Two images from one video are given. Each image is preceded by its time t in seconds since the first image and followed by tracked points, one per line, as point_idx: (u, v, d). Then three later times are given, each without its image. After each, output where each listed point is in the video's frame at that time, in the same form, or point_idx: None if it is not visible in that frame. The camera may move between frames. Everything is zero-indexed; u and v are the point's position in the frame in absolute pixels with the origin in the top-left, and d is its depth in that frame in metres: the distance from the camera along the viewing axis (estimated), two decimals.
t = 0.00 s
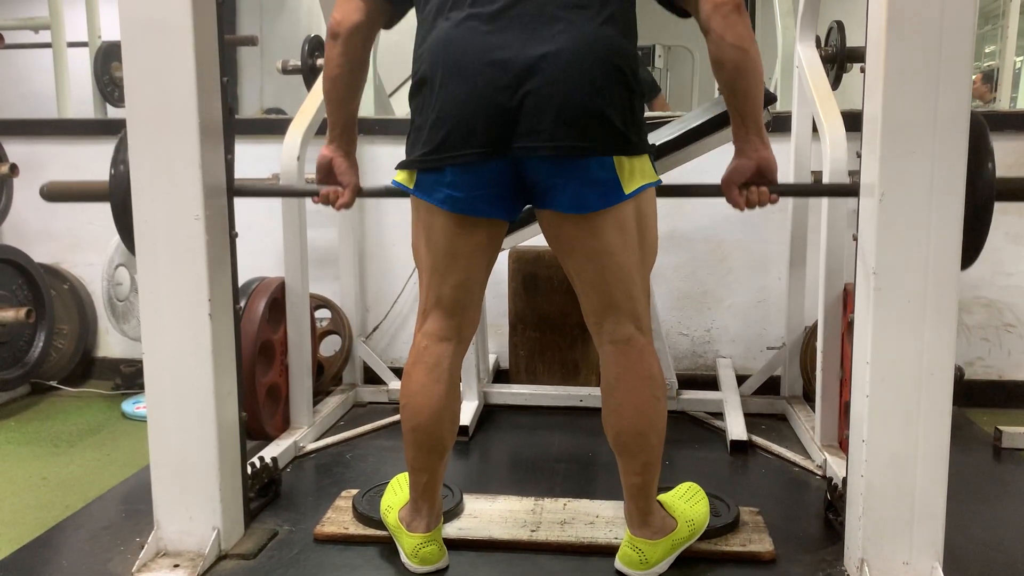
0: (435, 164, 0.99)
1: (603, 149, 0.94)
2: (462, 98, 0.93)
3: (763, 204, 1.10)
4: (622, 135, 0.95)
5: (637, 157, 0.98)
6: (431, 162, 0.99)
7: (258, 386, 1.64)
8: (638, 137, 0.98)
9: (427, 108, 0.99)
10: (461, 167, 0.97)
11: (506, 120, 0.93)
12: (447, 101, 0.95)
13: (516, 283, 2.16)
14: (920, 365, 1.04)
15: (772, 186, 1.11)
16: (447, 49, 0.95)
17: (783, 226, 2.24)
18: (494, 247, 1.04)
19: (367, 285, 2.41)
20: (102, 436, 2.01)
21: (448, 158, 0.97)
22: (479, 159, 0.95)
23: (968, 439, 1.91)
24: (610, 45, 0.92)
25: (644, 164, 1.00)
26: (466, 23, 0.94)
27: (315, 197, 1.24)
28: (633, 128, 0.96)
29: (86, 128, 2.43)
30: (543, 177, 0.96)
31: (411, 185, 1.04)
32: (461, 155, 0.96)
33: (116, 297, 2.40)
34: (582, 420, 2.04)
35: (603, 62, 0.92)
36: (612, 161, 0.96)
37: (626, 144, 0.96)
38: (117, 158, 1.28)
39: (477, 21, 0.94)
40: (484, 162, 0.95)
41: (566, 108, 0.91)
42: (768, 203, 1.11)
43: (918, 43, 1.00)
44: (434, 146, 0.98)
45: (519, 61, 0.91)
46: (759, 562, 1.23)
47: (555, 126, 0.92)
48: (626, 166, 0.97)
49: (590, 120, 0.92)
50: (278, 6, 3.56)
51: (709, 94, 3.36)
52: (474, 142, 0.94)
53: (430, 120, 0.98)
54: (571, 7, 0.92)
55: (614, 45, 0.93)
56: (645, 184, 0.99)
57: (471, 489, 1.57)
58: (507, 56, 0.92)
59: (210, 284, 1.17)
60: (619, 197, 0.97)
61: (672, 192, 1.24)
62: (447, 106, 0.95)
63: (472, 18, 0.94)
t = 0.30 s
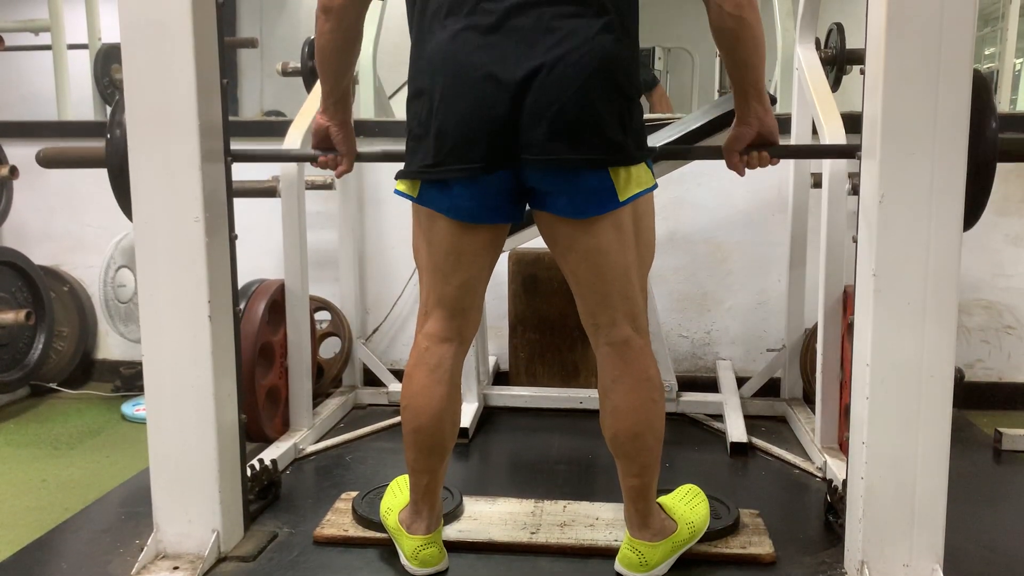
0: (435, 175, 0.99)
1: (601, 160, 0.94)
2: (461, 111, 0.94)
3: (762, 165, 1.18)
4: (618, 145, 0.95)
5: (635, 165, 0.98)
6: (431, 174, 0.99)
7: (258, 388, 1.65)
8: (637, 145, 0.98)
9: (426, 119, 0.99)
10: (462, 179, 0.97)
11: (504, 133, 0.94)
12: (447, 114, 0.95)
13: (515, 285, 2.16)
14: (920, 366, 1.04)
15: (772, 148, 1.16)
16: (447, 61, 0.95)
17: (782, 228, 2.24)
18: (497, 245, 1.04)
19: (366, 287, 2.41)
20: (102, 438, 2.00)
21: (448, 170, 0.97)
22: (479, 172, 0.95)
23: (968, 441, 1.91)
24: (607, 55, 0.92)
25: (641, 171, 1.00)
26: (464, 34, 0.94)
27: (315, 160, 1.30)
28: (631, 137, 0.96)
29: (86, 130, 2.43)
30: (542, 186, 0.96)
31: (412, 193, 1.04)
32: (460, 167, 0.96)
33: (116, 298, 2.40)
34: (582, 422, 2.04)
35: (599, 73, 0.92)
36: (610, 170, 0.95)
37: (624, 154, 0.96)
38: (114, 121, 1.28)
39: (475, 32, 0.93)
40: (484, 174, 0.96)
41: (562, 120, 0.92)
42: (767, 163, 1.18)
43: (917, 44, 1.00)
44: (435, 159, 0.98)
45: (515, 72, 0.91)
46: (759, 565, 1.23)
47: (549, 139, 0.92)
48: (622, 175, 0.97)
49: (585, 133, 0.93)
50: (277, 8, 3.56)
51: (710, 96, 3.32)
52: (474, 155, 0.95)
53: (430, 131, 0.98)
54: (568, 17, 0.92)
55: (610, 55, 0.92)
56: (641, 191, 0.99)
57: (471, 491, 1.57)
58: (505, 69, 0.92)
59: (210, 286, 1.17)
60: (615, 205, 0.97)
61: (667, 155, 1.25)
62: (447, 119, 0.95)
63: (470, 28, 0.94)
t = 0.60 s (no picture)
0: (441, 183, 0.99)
1: (604, 168, 0.94)
2: (467, 120, 0.94)
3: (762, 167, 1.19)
4: (621, 153, 0.95)
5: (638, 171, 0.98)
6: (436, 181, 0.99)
7: (258, 389, 1.65)
8: (641, 152, 0.98)
9: (430, 125, 0.98)
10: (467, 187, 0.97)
11: (509, 141, 0.94)
12: (453, 122, 0.95)
13: (515, 287, 2.16)
14: (920, 367, 1.04)
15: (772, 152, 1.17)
16: (451, 68, 0.94)
17: (782, 229, 2.24)
18: (504, 245, 1.04)
19: (367, 288, 2.41)
20: (102, 439, 2.00)
21: (454, 178, 0.97)
22: (484, 179, 0.96)
23: (969, 442, 1.91)
24: (610, 63, 0.92)
25: (643, 177, 1.00)
26: (468, 41, 0.93)
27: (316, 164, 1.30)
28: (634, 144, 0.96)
29: (86, 130, 2.43)
30: (547, 193, 0.97)
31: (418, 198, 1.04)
32: (465, 175, 0.96)
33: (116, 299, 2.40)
34: (582, 423, 2.04)
35: (602, 82, 0.91)
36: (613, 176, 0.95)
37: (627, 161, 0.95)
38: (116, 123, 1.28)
39: (479, 40, 0.93)
40: (489, 181, 0.96)
41: (565, 130, 0.92)
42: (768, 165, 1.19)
43: (918, 44, 1.00)
44: (440, 166, 0.98)
45: (519, 82, 0.91)
46: (760, 566, 1.23)
47: (551, 148, 0.92)
48: (625, 181, 0.97)
49: (588, 142, 0.93)
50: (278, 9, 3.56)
51: (710, 96, 3.32)
52: (479, 163, 0.95)
53: (436, 139, 0.98)
54: (572, 24, 0.91)
55: (614, 63, 0.92)
56: (643, 198, 0.99)
57: (471, 492, 1.57)
58: (510, 78, 0.92)
59: (210, 286, 1.17)
60: (617, 211, 0.97)
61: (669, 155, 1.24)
62: (452, 127, 0.95)
63: (474, 36, 0.93)
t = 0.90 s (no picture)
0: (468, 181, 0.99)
1: (628, 163, 0.93)
2: (493, 117, 0.94)
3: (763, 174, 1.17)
4: (646, 149, 0.94)
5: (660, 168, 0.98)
6: (464, 179, 0.99)
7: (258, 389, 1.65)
8: (664, 148, 0.97)
9: (459, 124, 0.99)
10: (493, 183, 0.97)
11: (534, 138, 0.94)
12: (479, 119, 0.95)
13: (516, 287, 2.15)
14: (921, 367, 1.04)
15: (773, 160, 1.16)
16: (478, 67, 0.95)
17: (783, 230, 2.24)
18: (521, 243, 1.05)
19: (367, 288, 2.41)
20: (103, 438, 2.00)
21: (480, 175, 0.97)
22: (509, 175, 0.95)
23: (969, 442, 1.91)
24: (634, 60, 0.92)
25: (663, 174, 1.00)
26: (494, 39, 0.94)
27: (315, 169, 1.29)
28: (658, 140, 0.96)
29: (86, 130, 2.43)
30: (570, 189, 0.96)
31: (445, 195, 1.05)
32: (492, 172, 0.96)
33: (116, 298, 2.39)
34: (582, 423, 2.04)
35: (626, 79, 0.92)
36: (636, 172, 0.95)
37: (651, 157, 0.95)
38: (115, 128, 1.28)
39: (505, 37, 0.93)
40: (515, 178, 0.96)
41: (591, 126, 0.92)
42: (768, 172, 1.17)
43: (919, 44, 1.00)
44: (468, 163, 0.98)
45: (545, 77, 0.92)
46: (760, 566, 1.23)
47: (576, 142, 0.92)
48: (646, 177, 0.97)
49: (614, 137, 0.92)
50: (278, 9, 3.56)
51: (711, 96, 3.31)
52: (504, 159, 0.95)
53: (463, 137, 0.98)
54: (598, 21, 0.91)
55: (638, 60, 0.92)
56: (663, 194, 0.99)
57: (472, 492, 1.57)
58: (535, 75, 0.92)
59: (210, 287, 1.17)
60: (637, 207, 0.97)
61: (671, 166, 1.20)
62: (479, 124, 0.95)
63: (500, 34, 0.94)
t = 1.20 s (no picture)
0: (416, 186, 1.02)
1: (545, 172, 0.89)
2: (429, 124, 0.96)
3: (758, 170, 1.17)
4: (569, 161, 0.89)
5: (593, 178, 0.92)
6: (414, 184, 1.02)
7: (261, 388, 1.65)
8: (595, 159, 0.92)
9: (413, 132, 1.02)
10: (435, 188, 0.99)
11: (459, 146, 0.94)
12: (421, 128, 0.98)
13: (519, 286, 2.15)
14: (923, 367, 1.04)
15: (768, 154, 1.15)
16: (423, 77, 0.98)
17: (786, 229, 2.24)
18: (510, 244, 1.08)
19: (369, 287, 2.41)
20: (106, 438, 2.01)
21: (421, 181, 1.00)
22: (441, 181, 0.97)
23: (972, 442, 1.90)
24: (554, 69, 0.88)
25: (603, 182, 0.95)
26: (436, 52, 0.96)
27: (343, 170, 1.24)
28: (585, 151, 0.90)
29: (89, 130, 2.43)
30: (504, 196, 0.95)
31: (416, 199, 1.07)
32: (428, 179, 0.98)
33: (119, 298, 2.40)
34: (584, 422, 2.04)
35: (547, 88, 0.88)
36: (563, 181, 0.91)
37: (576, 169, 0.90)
38: (119, 127, 1.28)
39: (442, 50, 0.95)
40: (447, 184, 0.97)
41: (507, 136, 0.89)
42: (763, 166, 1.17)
43: (923, 44, 1.00)
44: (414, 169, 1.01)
45: (471, 87, 0.91)
46: (762, 565, 1.23)
47: (493, 153, 0.90)
48: (579, 185, 0.93)
49: (530, 147, 0.89)
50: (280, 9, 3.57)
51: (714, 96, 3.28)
52: (436, 167, 0.96)
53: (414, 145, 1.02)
54: (521, 30, 0.89)
55: (564, 71, 0.88)
56: (602, 200, 0.95)
57: (474, 492, 1.57)
58: (460, 86, 0.92)
59: (213, 287, 1.17)
60: (566, 214, 0.94)
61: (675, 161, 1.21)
62: (421, 133, 0.98)
63: (439, 48, 0.96)
